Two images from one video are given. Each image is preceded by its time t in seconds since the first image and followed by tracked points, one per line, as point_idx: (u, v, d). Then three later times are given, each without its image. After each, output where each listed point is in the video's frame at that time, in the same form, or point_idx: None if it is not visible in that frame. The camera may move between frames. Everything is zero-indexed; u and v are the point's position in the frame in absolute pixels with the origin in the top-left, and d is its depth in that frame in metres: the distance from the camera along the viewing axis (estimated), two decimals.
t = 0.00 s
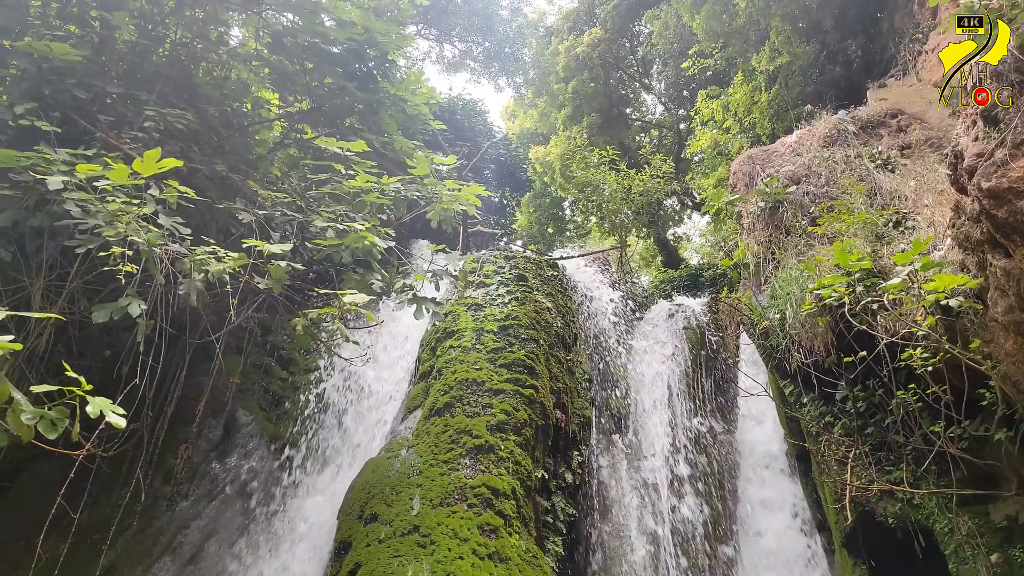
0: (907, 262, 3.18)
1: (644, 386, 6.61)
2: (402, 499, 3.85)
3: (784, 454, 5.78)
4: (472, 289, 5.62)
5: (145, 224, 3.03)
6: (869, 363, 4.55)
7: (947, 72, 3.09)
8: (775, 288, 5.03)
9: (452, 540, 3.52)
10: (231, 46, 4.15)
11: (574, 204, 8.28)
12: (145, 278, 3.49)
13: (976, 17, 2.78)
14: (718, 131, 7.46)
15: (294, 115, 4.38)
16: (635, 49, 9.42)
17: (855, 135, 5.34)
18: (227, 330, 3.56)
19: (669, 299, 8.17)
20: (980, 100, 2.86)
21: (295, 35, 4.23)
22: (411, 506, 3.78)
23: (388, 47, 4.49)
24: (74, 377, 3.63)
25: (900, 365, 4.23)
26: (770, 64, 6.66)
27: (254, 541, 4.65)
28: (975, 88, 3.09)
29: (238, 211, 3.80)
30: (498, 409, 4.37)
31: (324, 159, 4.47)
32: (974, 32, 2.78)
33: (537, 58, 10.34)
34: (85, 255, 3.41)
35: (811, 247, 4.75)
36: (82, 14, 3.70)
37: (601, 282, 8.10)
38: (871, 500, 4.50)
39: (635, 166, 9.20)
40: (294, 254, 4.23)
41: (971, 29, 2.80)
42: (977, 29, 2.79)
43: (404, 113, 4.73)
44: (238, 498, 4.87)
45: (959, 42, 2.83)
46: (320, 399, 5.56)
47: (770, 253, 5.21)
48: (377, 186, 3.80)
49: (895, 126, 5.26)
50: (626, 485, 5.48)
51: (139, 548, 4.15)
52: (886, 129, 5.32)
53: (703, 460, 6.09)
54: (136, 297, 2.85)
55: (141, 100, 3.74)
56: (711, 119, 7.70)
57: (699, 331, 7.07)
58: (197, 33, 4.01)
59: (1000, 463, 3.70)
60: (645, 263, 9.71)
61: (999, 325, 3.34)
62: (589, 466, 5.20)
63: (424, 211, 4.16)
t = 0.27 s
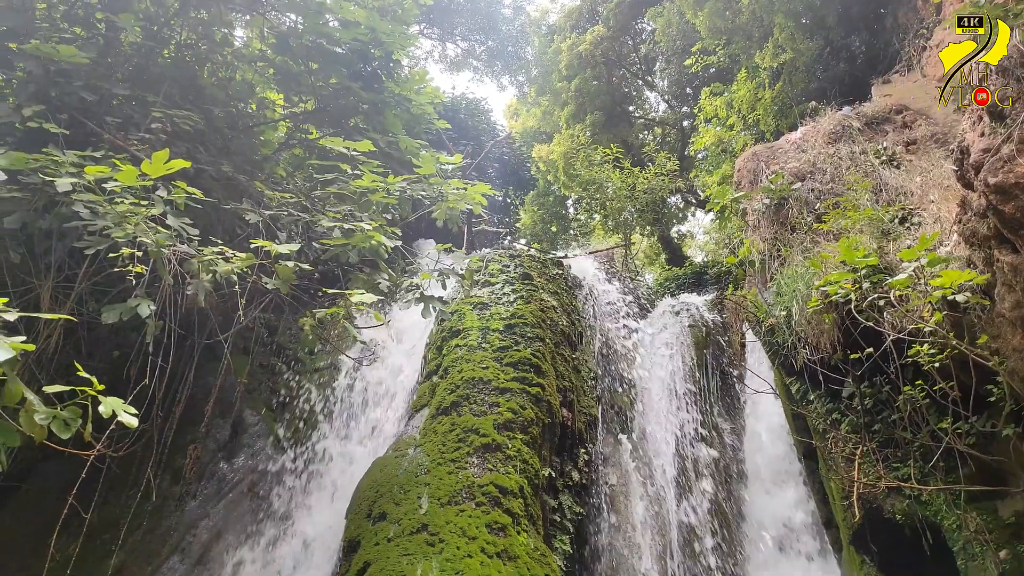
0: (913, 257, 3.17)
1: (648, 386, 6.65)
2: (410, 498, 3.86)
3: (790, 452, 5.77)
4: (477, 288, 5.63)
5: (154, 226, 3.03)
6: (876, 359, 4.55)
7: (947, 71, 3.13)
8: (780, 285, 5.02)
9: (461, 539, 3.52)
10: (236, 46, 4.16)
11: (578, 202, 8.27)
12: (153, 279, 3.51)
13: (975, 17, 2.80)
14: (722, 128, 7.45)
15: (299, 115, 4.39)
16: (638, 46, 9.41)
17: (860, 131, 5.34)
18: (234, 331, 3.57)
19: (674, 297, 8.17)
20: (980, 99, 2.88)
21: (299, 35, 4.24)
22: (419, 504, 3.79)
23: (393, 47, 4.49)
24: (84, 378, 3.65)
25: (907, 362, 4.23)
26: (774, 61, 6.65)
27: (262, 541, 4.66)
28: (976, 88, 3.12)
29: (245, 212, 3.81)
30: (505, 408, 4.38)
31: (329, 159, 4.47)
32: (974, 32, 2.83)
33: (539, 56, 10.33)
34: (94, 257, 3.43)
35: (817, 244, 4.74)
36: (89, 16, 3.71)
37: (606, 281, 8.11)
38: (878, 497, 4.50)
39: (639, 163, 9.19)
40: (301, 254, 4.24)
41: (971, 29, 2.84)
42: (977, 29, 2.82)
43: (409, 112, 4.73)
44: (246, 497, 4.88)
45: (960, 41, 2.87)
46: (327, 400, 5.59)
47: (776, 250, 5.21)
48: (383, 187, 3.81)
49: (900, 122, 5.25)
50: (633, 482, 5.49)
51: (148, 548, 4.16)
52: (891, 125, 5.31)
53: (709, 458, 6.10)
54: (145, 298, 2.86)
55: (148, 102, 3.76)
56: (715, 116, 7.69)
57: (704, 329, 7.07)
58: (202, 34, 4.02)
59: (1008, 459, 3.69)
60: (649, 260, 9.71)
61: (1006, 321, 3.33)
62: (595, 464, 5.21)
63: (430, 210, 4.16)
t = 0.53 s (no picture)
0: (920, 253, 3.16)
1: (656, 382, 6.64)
2: (419, 496, 3.87)
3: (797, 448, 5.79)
4: (483, 287, 5.65)
5: (163, 227, 3.05)
6: (884, 355, 4.54)
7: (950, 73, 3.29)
8: (787, 281, 5.02)
9: (470, 537, 3.53)
10: (242, 47, 4.17)
11: (583, 199, 8.30)
12: (162, 280, 3.52)
13: (976, 18, 2.97)
14: (726, 124, 7.44)
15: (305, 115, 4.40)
16: (642, 43, 9.40)
17: (865, 126, 5.33)
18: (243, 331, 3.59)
19: (679, 294, 8.17)
20: (979, 99, 2.96)
21: (304, 35, 4.25)
22: (428, 503, 3.80)
23: (397, 47, 4.50)
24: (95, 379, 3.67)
25: (914, 357, 4.22)
26: (778, 56, 6.64)
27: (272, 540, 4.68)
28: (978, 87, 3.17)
29: (252, 212, 3.82)
30: (513, 406, 4.39)
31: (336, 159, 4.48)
32: (975, 31, 2.99)
33: (542, 53, 10.33)
34: (103, 258, 3.45)
35: (823, 240, 4.74)
36: (95, 18, 3.72)
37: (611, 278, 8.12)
38: (887, 493, 4.50)
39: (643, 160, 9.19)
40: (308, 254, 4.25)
41: (972, 29, 2.99)
42: (978, 29, 2.98)
43: (414, 112, 4.73)
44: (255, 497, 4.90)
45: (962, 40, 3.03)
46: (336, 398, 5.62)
47: (782, 247, 5.21)
48: (390, 186, 3.81)
49: (905, 117, 5.24)
50: (640, 479, 5.51)
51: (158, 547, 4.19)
52: (897, 120, 5.30)
53: (716, 454, 6.12)
54: (155, 299, 2.86)
55: (155, 103, 3.77)
56: (719, 112, 7.69)
57: (710, 325, 7.08)
58: (208, 35, 4.02)
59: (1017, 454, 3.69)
60: (654, 257, 9.71)
61: (1014, 316, 3.32)
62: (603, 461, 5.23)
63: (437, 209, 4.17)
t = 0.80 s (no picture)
0: (928, 247, 3.16)
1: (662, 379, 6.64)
2: (428, 495, 3.88)
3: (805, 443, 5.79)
4: (489, 285, 5.65)
5: (172, 227, 3.05)
6: (892, 351, 4.53)
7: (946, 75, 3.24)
8: (794, 277, 5.01)
9: (481, 534, 3.54)
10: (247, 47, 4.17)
11: (588, 197, 8.31)
12: (172, 280, 3.53)
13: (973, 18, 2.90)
14: (731, 120, 7.43)
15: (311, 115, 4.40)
16: (645, 39, 9.38)
17: (872, 121, 5.31)
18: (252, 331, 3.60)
19: (685, 291, 8.17)
20: (980, 100, 2.97)
21: (310, 35, 4.25)
22: (438, 501, 3.81)
23: (403, 46, 4.51)
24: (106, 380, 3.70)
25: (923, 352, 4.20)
26: (783, 52, 6.62)
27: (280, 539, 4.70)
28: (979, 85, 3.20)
29: (260, 212, 3.83)
30: (521, 404, 4.39)
31: (342, 159, 4.49)
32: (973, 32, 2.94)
33: (546, 51, 10.32)
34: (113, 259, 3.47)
35: (830, 235, 4.74)
36: (101, 20, 3.72)
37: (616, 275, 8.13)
38: (896, 488, 4.49)
39: (648, 157, 9.18)
40: (316, 254, 4.26)
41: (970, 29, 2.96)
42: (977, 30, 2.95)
43: (420, 110, 4.73)
44: (265, 496, 4.92)
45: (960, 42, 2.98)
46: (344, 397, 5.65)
47: (789, 242, 5.20)
48: (397, 185, 3.82)
49: (912, 111, 5.22)
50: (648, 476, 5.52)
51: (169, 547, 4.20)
52: (903, 115, 5.28)
53: (724, 450, 6.12)
54: (166, 299, 2.84)
55: (162, 104, 3.78)
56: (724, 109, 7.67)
57: (716, 321, 7.08)
58: (213, 35, 4.02)
59: None
60: (659, 254, 9.71)
61: None
62: (611, 457, 5.24)
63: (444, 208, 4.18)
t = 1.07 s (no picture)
0: (937, 241, 3.15)
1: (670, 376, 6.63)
2: (439, 493, 3.88)
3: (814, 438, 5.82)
4: (497, 283, 5.66)
5: (182, 228, 3.06)
6: (901, 346, 4.51)
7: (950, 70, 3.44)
8: (802, 273, 5.01)
9: (492, 532, 3.55)
10: (254, 48, 4.18)
11: (593, 194, 8.34)
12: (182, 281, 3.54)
13: (976, 18, 2.96)
14: (737, 117, 7.42)
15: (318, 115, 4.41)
16: (650, 36, 9.38)
17: (878, 115, 5.31)
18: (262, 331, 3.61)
19: (692, 288, 8.19)
20: (979, 100, 3.16)
21: (316, 35, 4.26)
22: (449, 499, 3.81)
23: (409, 45, 4.52)
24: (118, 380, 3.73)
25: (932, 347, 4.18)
26: (788, 47, 6.62)
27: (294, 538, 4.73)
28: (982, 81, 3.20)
29: (268, 212, 3.84)
30: (531, 402, 4.39)
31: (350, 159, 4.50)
32: (974, 32, 2.98)
33: (550, 49, 10.32)
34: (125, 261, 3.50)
35: (839, 230, 4.73)
36: (108, 22, 3.73)
37: (623, 272, 8.14)
38: (906, 484, 4.49)
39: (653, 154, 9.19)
40: (325, 254, 4.26)
41: (971, 29, 2.99)
42: (978, 29, 2.97)
43: (426, 109, 4.74)
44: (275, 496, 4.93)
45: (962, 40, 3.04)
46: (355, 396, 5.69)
47: (796, 238, 5.19)
48: (405, 183, 3.83)
49: (919, 105, 5.21)
50: (656, 473, 5.52)
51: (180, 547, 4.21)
52: (910, 109, 5.27)
53: (732, 446, 6.13)
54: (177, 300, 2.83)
55: (170, 106, 3.79)
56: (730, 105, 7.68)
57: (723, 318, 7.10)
58: (220, 35, 4.03)
59: None
60: (665, 252, 9.70)
61: None
62: (621, 454, 5.24)
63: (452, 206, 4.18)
